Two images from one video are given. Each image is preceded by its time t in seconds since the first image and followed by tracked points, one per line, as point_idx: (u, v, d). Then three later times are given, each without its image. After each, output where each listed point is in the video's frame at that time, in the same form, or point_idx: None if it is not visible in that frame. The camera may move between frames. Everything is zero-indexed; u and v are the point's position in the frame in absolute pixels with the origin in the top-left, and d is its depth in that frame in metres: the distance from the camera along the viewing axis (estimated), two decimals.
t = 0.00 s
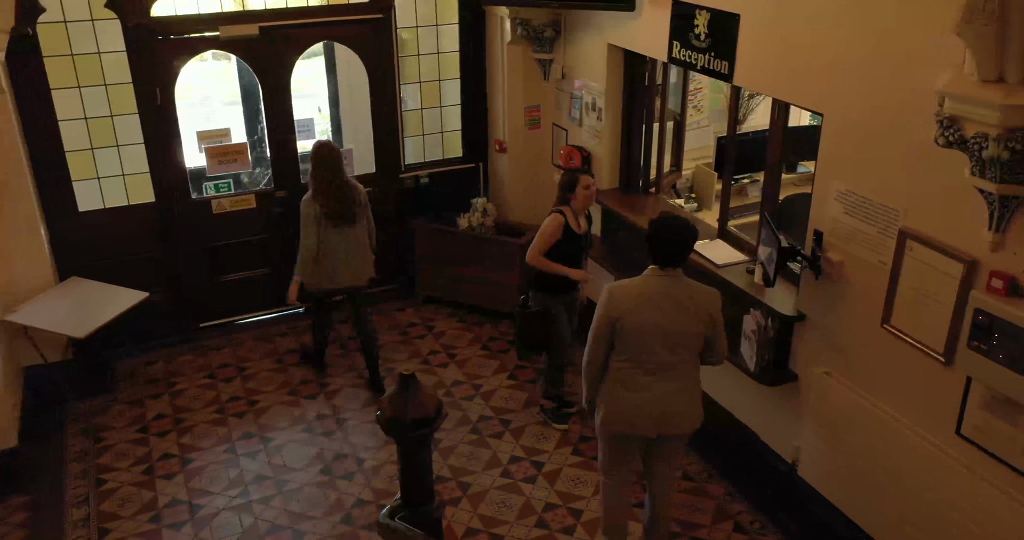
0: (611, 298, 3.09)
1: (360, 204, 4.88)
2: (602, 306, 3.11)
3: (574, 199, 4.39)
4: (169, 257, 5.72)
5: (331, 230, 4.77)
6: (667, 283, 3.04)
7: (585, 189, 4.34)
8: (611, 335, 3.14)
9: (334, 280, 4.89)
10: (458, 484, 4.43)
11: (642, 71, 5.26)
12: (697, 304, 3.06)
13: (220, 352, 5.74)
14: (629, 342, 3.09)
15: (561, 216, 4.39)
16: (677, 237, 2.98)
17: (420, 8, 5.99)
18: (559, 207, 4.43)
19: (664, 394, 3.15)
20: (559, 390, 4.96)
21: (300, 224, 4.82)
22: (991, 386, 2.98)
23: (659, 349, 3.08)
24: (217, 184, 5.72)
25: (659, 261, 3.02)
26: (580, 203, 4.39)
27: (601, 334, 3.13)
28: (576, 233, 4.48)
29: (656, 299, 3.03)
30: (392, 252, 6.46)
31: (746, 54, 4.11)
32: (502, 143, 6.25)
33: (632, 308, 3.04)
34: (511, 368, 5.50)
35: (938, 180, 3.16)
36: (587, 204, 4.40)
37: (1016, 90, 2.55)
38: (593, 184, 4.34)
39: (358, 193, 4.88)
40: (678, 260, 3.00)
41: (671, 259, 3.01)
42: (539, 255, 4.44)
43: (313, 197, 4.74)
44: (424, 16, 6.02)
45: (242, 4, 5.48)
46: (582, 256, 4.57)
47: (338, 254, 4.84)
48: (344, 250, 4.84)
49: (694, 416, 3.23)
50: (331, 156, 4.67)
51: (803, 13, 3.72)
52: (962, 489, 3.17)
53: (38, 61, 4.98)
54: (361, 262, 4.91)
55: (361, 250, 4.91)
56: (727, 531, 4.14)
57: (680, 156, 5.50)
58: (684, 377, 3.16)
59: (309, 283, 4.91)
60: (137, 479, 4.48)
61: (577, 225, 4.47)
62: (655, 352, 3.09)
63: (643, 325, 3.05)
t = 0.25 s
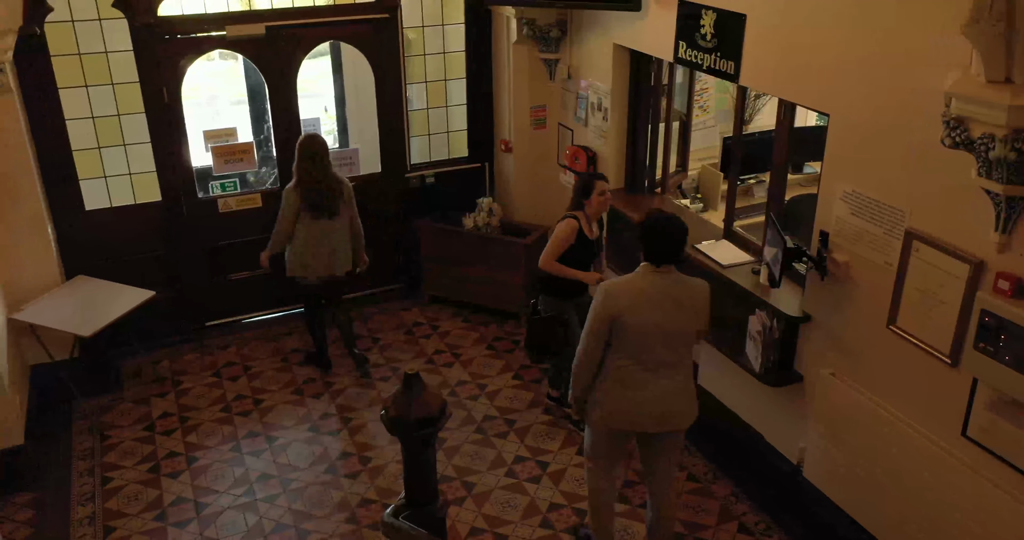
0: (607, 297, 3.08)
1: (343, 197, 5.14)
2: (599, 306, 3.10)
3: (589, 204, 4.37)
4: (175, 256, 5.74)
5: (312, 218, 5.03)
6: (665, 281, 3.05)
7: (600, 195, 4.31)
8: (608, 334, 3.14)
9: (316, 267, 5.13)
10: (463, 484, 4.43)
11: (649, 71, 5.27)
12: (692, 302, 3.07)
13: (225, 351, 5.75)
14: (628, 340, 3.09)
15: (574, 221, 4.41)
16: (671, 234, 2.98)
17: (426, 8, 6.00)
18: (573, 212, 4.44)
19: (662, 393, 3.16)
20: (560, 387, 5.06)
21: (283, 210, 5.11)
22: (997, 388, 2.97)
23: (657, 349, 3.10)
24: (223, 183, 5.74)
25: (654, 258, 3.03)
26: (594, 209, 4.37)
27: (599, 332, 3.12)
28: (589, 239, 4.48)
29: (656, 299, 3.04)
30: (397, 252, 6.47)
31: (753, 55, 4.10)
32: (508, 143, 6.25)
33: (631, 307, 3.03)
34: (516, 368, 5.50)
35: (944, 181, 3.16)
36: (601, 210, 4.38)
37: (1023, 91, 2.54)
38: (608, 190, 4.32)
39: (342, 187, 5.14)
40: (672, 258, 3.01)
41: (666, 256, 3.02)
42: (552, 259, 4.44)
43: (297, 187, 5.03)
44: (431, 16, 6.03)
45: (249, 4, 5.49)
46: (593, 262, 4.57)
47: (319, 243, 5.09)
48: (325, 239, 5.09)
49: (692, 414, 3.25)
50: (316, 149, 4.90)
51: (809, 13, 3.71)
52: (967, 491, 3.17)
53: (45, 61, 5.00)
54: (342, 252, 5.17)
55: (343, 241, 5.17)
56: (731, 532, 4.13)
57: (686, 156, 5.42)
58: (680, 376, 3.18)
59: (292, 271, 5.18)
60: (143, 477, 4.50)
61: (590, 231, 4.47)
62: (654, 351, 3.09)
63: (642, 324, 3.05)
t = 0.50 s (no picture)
0: (579, 298, 3.23)
1: (334, 192, 5.09)
2: (572, 309, 3.24)
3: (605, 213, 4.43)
4: (182, 255, 5.76)
5: (303, 209, 5.03)
6: (631, 276, 3.19)
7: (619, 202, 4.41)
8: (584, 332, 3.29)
9: (305, 258, 5.13)
10: (468, 484, 4.43)
11: (655, 71, 5.26)
12: (658, 290, 3.21)
13: (232, 349, 5.76)
14: (603, 336, 3.24)
15: (592, 231, 4.41)
16: (630, 228, 3.14)
17: (433, 8, 6.00)
18: (588, 222, 4.46)
19: (639, 381, 3.33)
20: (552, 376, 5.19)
21: (278, 198, 5.15)
22: (1004, 390, 2.96)
23: (631, 340, 3.26)
24: (230, 182, 5.75)
25: (619, 254, 3.17)
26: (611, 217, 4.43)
27: (575, 331, 3.27)
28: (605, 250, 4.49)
29: (625, 294, 3.18)
30: (404, 251, 6.47)
31: (760, 55, 4.09)
32: (514, 142, 6.25)
33: (603, 305, 3.18)
34: (521, 368, 5.50)
35: (951, 182, 3.15)
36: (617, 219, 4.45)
37: None
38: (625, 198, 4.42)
39: (336, 181, 5.10)
40: (634, 250, 3.16)
41: (628, 250, 3.17)
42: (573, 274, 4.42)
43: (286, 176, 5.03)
44: (438, 16, 6.03)
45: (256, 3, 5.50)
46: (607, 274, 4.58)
47: (311, 234, 5.08)
48: (316, 231, 5.09)
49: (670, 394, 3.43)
50: (312, 143, 4.88)
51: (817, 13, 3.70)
52: (974, 493, 3.15)
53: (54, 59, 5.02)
54: (333, 246, 5.16)
55: (335, 235, 5.15)
56: (737, 533, 4.12)
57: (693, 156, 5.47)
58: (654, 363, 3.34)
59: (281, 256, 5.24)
60: (149, 475, 4.51)
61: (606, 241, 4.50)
62: (629, 345, 3.26)
63: (615, 319, 3.20)
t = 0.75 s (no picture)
0: (552, 291, 3.28)
1: (331, 187, 5.13)
2: (546, 304, 3.30)
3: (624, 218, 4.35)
4: (189, 254, 5.78)
5: (299, 204, 5.11)
6: (603, 267, 3.29)
7: (639, 209, 4.34)
8: (558, 325, 3.35)
9: (302, 252, 5.23)
10: (474, 484, 4.44)
11: (663, 72, 5.25)
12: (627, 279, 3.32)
13: (239, 348, 5.78)
14: (576, 326, 3.33)
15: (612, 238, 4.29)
16: (601, 220, 3.23)
17: (441, 8, 6.01)
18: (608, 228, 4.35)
19: (615, 371, 3.42)
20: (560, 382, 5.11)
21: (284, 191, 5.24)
22: (1012, 393, 2.94)
23: (604, 331, 3.35)
24: (238, 181, 5.77)
25: (589, 246, 3.26)
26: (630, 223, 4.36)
27: (549, 325, 3.32)
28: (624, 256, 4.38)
29: (596, 284, 3.27)
30: (410, 251, 6.48)
31: (768, 56, 4.08)
32: (521, 142, 6.25)
33: (578, 297, 3.26)
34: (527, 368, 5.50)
35: (960, 184, 3.13)
36: (637, 225, 4.38)
37: None
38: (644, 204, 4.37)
39: (336, 177, 5.14)
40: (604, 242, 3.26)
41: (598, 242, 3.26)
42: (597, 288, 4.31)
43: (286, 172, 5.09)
44: (445, 16, 6.04)
45: (265, 3, 5.52)
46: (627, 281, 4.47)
47: (306, 230, 5.17)
48: (312, 228, 5.16)
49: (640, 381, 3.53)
50: (313, 140, 4.95)
51: (825, 14, 3.69)
52: (980, 495, 3.14)
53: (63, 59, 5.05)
54: (330, 242, 5.22)
55: (332, 232, 5.21)
56: (743, 535, 4.12)
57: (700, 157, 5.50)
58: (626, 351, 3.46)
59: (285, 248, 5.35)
60: (157, 473, 4.53)
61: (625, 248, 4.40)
62: (601, 333, 3.35)
63: (588, 309, 3.28)
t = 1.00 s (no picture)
0: (533, 283, 3.30)
1: (331, 185, 5.12)
2: (528, 294, 3.31)
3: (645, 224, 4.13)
4: (197, 253, 5.79)
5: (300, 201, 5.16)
6: (585, 259, 3.28)
7: (657, 214, 4.07)
8: (539, 316, 3.35)
9: (303, 249, 5.27)
10: (480, 484, 4.44)
11: (671, 72, 5.22)
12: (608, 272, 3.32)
13: (247, 347, 5.79)
14: (557, 317, 3.33)
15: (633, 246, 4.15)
16: (582, 212, 3.22)
17: (449, 8, 6.01)
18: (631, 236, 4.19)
19: (594, 363, 3.42)
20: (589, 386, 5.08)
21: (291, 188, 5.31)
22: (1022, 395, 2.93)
23: (585, 323, 3.35)
24: (247, 180, 5.78)
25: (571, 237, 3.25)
26: (651, 229, 4.13)
27: (531, 315, 3.33)
28: (650, 261, 4.22)
29: (577, 276, 3.26)
30: (418, 251, 6.48)
31: (777, 56, 4.06)
32: (529, 142, 6.25)
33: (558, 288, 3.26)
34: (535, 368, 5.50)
35: (970, 185, 3.11)
36: (660, 229, 4.14)
37: None
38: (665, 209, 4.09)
39: (337, 175, 5.12)
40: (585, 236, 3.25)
41: (579, 235, 3.25)
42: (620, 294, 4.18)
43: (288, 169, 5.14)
44: (454, 16, 6.04)
45: (274, 3, 5.52)
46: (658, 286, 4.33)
47: (304, 227, 5.21)
48: (311, 225, 5.20)
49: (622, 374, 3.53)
50: (317, 139, 5.02)
51: (835, 15, 3.67)
52: (989, 497, 3.13)
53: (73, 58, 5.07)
54: (328, 241, 5.24)
55: (332, 231, 5.23)
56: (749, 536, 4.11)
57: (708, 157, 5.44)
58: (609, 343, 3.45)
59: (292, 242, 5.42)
60: (164, 471, 4.54)
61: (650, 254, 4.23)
62: (581, 325, 3.35)
63: (568, 301, 3.28)
